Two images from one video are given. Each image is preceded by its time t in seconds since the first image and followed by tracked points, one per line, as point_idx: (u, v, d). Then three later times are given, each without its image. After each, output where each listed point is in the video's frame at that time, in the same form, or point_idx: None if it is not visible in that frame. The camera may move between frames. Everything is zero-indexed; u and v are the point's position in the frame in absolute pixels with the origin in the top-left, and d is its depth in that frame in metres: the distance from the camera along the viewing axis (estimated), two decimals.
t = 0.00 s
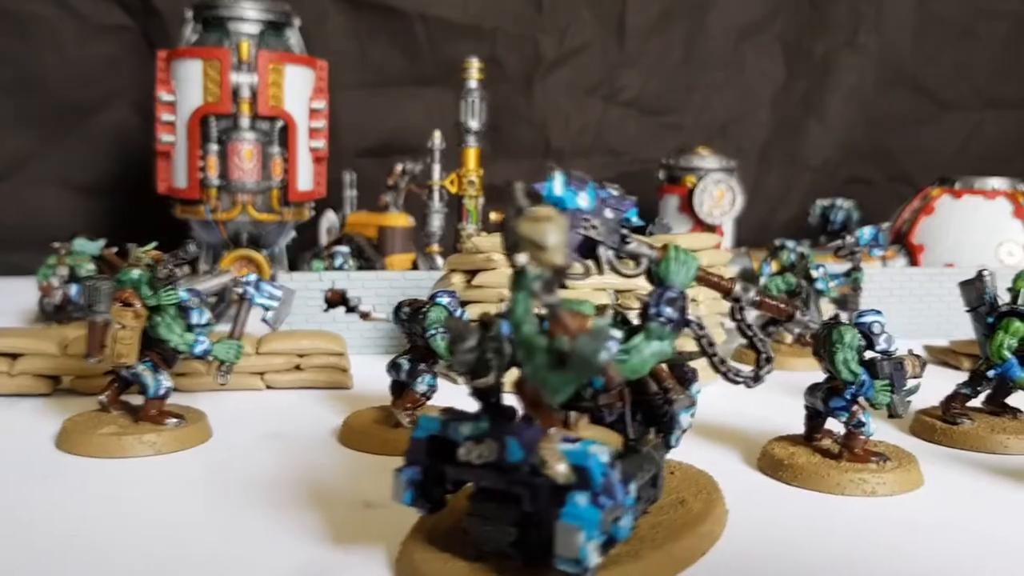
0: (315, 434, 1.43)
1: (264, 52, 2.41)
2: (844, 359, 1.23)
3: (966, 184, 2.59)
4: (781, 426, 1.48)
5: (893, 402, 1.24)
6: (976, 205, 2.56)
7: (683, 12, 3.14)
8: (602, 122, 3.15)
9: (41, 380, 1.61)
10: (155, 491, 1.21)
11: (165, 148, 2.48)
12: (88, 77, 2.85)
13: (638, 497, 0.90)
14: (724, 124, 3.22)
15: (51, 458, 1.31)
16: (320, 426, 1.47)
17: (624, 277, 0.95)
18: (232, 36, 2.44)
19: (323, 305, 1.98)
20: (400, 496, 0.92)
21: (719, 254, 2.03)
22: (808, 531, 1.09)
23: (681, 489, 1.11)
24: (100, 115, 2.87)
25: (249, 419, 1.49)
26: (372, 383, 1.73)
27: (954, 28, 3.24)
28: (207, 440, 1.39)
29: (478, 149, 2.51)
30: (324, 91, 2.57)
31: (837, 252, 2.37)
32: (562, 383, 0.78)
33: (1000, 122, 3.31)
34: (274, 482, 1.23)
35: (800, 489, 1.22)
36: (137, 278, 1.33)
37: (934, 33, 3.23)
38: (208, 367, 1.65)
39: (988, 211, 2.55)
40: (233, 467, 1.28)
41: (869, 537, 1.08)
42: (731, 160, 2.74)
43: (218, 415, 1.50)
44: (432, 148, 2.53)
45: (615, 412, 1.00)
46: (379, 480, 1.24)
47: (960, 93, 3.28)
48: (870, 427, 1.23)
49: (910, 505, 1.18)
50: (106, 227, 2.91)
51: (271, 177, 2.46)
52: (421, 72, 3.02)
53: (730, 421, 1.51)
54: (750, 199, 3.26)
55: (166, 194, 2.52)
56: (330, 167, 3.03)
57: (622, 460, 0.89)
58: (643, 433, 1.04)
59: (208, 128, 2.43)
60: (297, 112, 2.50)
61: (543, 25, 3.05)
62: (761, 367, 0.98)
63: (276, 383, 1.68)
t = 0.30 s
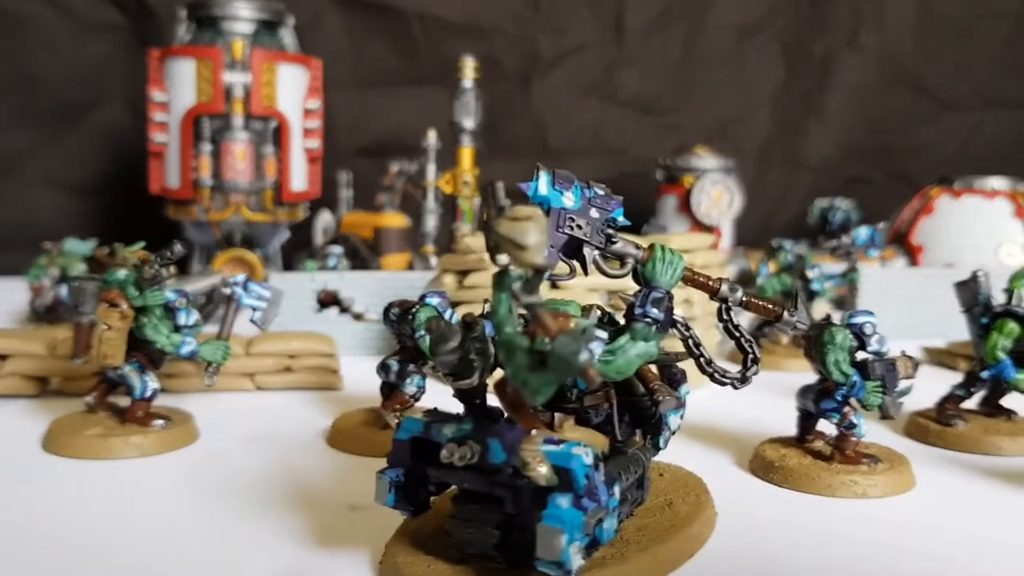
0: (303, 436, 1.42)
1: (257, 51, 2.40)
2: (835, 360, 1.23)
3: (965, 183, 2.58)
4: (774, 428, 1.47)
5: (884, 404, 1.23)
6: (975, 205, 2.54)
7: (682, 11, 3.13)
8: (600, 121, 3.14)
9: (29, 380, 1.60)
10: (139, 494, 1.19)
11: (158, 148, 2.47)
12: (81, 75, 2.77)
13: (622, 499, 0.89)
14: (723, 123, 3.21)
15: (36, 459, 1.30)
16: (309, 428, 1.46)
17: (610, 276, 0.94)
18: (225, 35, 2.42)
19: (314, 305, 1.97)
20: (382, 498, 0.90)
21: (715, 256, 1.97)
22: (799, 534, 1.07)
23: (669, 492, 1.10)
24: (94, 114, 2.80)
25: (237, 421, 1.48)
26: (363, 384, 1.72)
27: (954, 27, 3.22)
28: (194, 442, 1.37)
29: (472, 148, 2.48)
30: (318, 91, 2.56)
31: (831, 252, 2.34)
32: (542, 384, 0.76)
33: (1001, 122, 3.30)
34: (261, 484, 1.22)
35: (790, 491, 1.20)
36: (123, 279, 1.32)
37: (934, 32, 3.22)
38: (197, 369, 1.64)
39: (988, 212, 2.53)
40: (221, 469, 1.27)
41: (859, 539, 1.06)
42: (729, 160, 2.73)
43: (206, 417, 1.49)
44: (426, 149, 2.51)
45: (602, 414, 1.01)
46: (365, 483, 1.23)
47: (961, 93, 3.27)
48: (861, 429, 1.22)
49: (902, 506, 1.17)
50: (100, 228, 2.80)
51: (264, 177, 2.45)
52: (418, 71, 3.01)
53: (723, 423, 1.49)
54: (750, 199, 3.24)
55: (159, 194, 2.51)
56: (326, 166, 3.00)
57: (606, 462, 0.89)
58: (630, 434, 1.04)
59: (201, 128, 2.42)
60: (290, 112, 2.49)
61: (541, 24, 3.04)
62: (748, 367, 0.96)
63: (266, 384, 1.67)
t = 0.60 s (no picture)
0: (289, 438, 1.41)
1: (248, 51, 2.39)
2: (821, 362, 1.22)
3: (962, 184, 2.57)
4: (763, 431, 1.46)
5: (871, 405, 1.23)
6: (972, 206, 2.53)
7: (678, 11, 3.12)
8: (596, 122, 3.13)
9: (14, 381, 1.59)
10: (122, 496, 1.18)
11: (150, 147, 2.46)
12: (74, 75, 2.74)
13: (602, 502, 0.89)
14: (719, 124, 3.20)
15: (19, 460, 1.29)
16: (296, 430, 1.45)
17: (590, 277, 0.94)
18: (216, 35, 2.41)
19: (304, 306, 1.97)
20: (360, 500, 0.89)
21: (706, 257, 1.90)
22: (783, 538, 1.06)
23: (654, 495, 1.09)
24: (88, 114, 2.76)
25: (223, 422, 1.47)
26: (352, 386, 1.71)
27: (952, 28, 3.22)
28: (178, 444, 1.37)
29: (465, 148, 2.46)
30: (311, 90, 2.56)
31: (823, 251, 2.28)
32: (517, 386, 0.75)
33: (999, 122, 3.30)
34: (245, 487, 1.21)
35: (776, 494, 1.20)
36: (107, 279, 1.31)
37: (932, 33, 3.22)
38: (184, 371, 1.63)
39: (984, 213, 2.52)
40: (204, 472, 1.26)
41: (846, 542, 1.06)
42: (724, 161, 2.72)
43: (193, 419, 1.48)
44: (419, 149, 2.50)
45: (585, 415, 0.98)
46: (351, 486, 1.23)
47: (958, 93, 3.26)
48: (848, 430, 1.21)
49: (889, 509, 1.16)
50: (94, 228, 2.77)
51: (256, 177, 2.44)
52: (413, 70, 3.00)
53: (711, 426, 1.49)
54: (747, 200, 3.22)
55: (151, 194, 2.50)
56: (320, 167, 2.98)
57: (585, 466, 0.88)
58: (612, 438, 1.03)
59: (192, 128, 2.41)
60: (282, 112, 2.48)
61: (536, 25, 3.03)
62: (730, 370, 0.95)
63: (253, 385, 1.66)
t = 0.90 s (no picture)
0: (274, 439, 1.40)
1: (240, 51, 2.39)
2: (806, 365, 1.22)
3: (957, 184, 2.56)
4: (749, 433, 1.46)
5: (855, 407, 1.22)
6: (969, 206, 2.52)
7: (674, 11, 3.11)
8: (592, 122, 3.12)
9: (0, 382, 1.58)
10: (106, 498, 1.17)
11: (142, 148, 2.46)
12: (66, 75, 2.72)
13: (580, 504, 0.89)
14: (715, 124, 3.20)
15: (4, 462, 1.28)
16: (281, 431, 1.44)
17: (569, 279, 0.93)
18: (208, 35, 2.40)
19: (294, 307, 1.96)
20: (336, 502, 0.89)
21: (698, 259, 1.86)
22: (765, 539, 1.06)
23: (637, 496, 1.09)
24: (82, 114, 2.74)
25: (209, 424, 1.46)
26: (340, 386, 1.71)
27: (948, 28, 3.21)
28: (163, 445, 1.36)
29: (457, 149, 2.45)
30: (304, 90, 2.56)
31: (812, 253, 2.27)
32: (488, 389, 0.75)
33: (995, 122, 3.29)
34: (229, 489, 1.21)
35: (760, 496, 1.19)
36: (91, 280, 1.31)
37: (928, 34, 3.21)
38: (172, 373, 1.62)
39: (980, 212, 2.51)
40: (188, 473, 1.26)
41: (829, 544, 1.06)
42: (719, 161, 2.72)
43: (180, 421, 1.48)
44: (412, 149, 2.49)
45: (564, 418, 1.00)
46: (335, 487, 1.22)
47: (954, 93, 3.26)
48: (831, 432, 1.21)
49: (873, 511, 1.16)
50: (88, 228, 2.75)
51: (248, 177, 2.44)
52: (408, 71, 2.99)
53: (698, 427, 1.49)
54: (743, 200, 3.22)
55: (143, 195, 2.50)
56: (313, 167, 2.95)
57: (562, 468, 0.88)
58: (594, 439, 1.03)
59: (185, 128, 2.41)
60: (274, 112, 2.48)
61: (532, 25, 3.02)
62: (708, 372, 0.94)
63: (241, 386, 1.66)
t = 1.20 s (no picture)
0: (259, 441, 1.40)
1: (233, 51, 2.39)
2: (789, 365, 1.22)
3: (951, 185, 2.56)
4: (736, 433, 1.46)
5: (841, 408, 1.22)
6: (962, 207, 2.52)
7: (670, 12, 3.10)
8: (587, 122, 3.12)
9: None
10: (87, 499, 1.17)
11: (134, 148, 2.45)
12: (59, 74, 2.70)
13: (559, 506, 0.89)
14: (711, 125, 3.20)
15: None
16: (266, 433, 1.44)
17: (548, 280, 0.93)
18: (200, 35, 2.40)
19: (284, 307, 1.96)
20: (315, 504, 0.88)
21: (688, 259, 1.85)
22: (748, 542, 1.05)
23: (620, 497, 1.09)
24: (75, 114, 2.72)
25: (195, 426, 1.46)
26: (328, 388, 1.70)
27: (944, 29, 3.21)
28: (148, 446, 1.36)
29: (450, 149, 2.44)
30: (296, 91, 2.56)
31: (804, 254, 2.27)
32: (461, 389, 0.76)
33: (990, 123, 3.29)
34: (213, 490, 1.20)
35: (745, 498, 1.19)
36: (76, 281, 1.31)
37: (924, 34, 3.21)
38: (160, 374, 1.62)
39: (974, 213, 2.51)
40: (172, 475, 1.25)
41: (813, 545, 1.05)
42: (713, 162, 2.72)
43: (166, 422, 1.47)
44: (404, 150, 2.48)
45: (546, 419, 1.00)
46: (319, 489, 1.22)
47: (950, 94, 3.26)
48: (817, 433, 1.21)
49: (858, 513, 1.15)
50: (80, 228, 2.73)
51: (240, 178, 2.44)
52: (403, 71, 2.98)
53: (685, 428, 1.48)
54: (738, 201, 3.21)
55: (135, 196, 2.49)
56: (307, 167, 2.94)
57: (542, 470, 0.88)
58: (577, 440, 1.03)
59: (177, 129, 2.40)
60: (267, 113, 2.48)
61: (528, 25, 3.01)
62: (689, 374, 0.95)
63: (229, 387, 1.65)
